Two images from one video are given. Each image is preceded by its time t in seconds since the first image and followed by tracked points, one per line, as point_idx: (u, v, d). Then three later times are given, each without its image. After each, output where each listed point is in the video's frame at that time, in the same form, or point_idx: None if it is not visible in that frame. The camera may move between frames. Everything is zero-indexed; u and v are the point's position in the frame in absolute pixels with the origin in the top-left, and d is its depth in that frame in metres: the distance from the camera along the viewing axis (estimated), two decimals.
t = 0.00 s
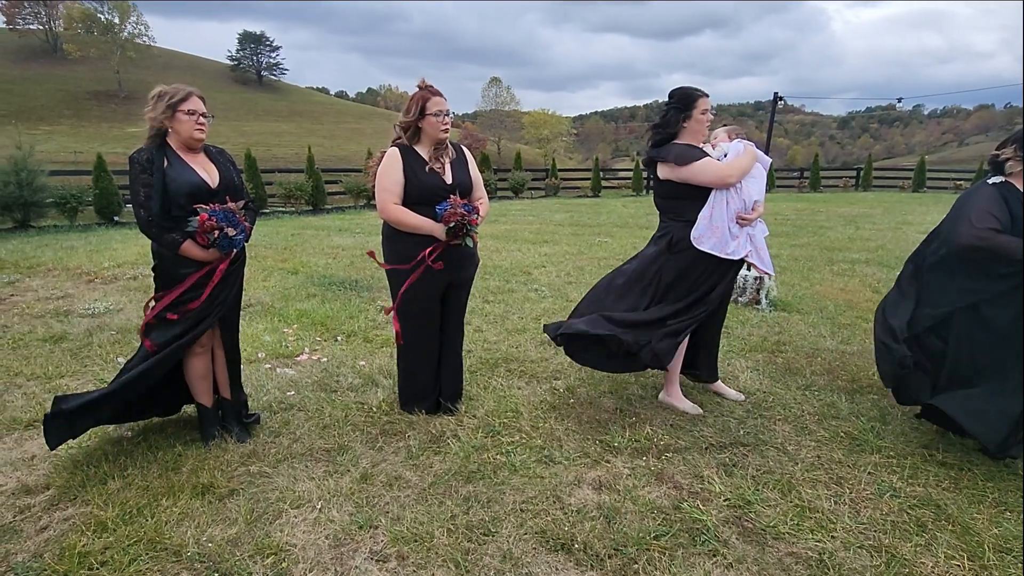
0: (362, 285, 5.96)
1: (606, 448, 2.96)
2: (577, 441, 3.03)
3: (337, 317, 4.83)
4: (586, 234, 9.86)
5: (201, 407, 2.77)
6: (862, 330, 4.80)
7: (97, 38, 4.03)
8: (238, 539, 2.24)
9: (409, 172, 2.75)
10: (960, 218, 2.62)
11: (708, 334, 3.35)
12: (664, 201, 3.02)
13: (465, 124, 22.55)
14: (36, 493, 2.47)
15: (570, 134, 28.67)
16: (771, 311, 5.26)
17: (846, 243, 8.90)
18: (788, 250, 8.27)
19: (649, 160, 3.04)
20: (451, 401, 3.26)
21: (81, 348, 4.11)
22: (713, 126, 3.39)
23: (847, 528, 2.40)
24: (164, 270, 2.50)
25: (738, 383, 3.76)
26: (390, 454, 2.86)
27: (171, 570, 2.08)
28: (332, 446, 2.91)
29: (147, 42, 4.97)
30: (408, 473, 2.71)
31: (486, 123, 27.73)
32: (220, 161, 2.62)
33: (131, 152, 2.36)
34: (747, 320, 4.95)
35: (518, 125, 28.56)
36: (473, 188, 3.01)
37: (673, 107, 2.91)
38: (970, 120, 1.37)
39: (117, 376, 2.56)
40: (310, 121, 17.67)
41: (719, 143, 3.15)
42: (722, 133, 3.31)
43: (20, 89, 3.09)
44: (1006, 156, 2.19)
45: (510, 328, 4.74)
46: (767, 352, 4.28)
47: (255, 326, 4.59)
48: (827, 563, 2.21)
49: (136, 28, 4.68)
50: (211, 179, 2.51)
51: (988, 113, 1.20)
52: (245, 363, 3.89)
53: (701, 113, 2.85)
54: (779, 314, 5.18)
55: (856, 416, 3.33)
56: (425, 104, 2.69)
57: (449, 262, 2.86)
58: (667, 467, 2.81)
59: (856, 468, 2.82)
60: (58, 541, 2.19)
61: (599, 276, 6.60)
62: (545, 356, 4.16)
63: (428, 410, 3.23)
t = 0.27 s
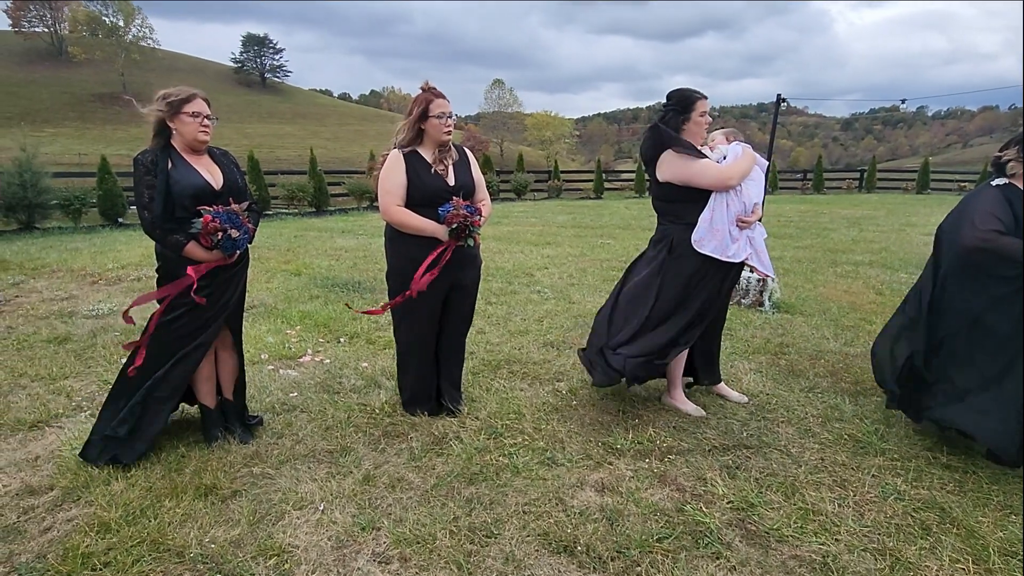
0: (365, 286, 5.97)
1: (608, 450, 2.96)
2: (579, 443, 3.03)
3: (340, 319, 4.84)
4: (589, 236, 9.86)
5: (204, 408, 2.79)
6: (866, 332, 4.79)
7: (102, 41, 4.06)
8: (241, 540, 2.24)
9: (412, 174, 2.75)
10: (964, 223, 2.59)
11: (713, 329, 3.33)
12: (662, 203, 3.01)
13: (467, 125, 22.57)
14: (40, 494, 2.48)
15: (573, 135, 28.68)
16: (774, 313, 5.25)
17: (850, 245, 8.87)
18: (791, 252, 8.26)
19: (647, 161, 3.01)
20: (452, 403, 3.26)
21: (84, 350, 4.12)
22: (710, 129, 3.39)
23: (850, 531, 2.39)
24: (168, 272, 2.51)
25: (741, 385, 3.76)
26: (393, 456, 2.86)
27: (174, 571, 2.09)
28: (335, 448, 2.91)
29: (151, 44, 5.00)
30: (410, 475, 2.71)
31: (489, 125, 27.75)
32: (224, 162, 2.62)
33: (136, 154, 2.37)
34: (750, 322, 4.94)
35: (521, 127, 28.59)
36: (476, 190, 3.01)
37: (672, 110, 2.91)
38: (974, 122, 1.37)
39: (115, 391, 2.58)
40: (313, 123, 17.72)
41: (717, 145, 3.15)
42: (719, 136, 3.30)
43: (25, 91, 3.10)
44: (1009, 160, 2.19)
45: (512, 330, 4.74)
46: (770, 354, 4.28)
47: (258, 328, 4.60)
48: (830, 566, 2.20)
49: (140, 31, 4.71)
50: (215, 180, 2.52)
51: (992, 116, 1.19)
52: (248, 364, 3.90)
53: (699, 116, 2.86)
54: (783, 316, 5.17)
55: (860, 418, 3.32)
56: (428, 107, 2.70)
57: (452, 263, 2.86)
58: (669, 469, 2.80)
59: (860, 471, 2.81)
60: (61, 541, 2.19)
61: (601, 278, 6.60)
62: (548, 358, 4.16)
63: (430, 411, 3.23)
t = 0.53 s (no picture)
0: (367, 288, 5.98)
1: (610, 452, 2.96)
2: (581, 445, 3.03)
3: (342, 320, 4.85)
4: (591, 238, 9.86)
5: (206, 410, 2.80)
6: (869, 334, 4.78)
7: (106, 43, 4.08)
8: (243, 541, 2.25)
9: (414, 176, 2.76)
10: (964, 225, 2.60)
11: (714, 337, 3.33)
12: (663, 206, 3.00)
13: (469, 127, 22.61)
14: (43, 494, 2.49)
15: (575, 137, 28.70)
16: (776, 315, 5.25)
17: (853, 247, 8.86)
18: (794, 254, 8.25)
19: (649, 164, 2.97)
20: (454, 405, 3.27)
21: (87, 351, 4.13)
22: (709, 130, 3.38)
23: (852, 533, 2.39)
24: (170, 274, 2.52)
25: (743, 387, 3.75)
26: (395, 457, 2.87)
27: (176, 572, 2.09)
28: (337, 449, 2.91)
29: (155, 47, 5.02)
30: (412, 476, 2.71)
31: (491, 127, 27.78)
32: (227, 164, 2.63)
33: (138, 156, 2.38)
34: (753, 324, 4.94)
35: (523, 129, 28.62)
36: (478, 192, 3.02)
37: (672, 111, 2.89)
38: (977, 124, 1.38)
39: (109, 391, 2.60)
40: (316, 125, 17.77)
41: (716, 148, 3.15)
42: (719, 139, 3.30)
43: (30, 94, 3.12)
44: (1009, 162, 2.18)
45: (514, 331, 4.74)
46: (773, 356, 4.27)
47: (260, 329, 4.60)
48: (832, 568, 2.19)
49: (144, 33, 4.73)
50: (218, 182, 2.52)
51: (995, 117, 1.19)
52: (250, 365, 3.91)
53: (700, 117, 2.87)
54: (785, 318, 5.16)
55: (863, 421, 3.31)
56: (431, 109, 2.71)
57: (454, 265, 2.87)
58: (671, 471, 2.80)
59: (863, 474, 2.81)
60: (64, 542, 2.20)
61: (603, 279, 6.60)
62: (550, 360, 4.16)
63: (431, 413, 3.24)
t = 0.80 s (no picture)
0: (367, 289, 5.98)
1: (611, 454, 2.96)
2: (582, 446, 3.02)
3: (342, 322, 4.84)
4: (591, 239, 9.86)
5: (206, 413, 2.79)
6: (870, 335, 4.77)
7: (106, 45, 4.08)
8: (243, 543, 2.24)
9: (415, 178, 2.76)
10: (965, 225, 2.59)
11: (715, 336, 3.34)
12: (664, 207, 3.00)
13: (470, 129, 22.62)
14: (43, 496, 2.49)
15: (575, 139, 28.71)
16: (777, 316, 5.25)
17: (853, 248, 8.86)
18: (794, 255, 8.25)
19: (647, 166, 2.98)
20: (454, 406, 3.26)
21: (87, 353, 4.13)
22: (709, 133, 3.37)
23: (853, 535, 2.38)
24: (170, 276, 2.51)
25: (744, 389, 3.75)
26: (395, 459, 2.86)
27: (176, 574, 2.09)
28: (337, 451, 2.91)
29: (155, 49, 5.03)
30: (412, 478, 2.71)
31: (491, 128, 27.80)
32: (226, 166, 2.63)
33: (138, 158, 2.36)
34: (753, 326, 4.93)
35: (523, 130, 28.64)
36: (478, 194, 3.02)
37: (671, 113, 2.90)
38: (978, 124, 1.38)
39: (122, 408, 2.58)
40: (316, 127, 17.78)
41: (716, 149, 3.14)
42: (719, 139, 3.30)
43: (29, 96, 3.12)
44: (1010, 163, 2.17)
45: (514, 333, 4.74)
46: (773, 357, 4.27)
47: (260, 331, 4.60)
48: (833, 570, 2.19)
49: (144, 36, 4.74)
50: (218, 184, 2.53)
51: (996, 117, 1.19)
52: (250, 367, 3.90)
53: (699, 119, 2.87)
54: (785, 319, 5.16)
55: (864, 422, 3.31)
56: (432, 111, 2.71)
57: (455, 267, 2.87)
58: (672, 472, 2.80)
59: (864, 475, 2.80)
60: (63, 544, 2.20)
61: (604, 281, 6.60)
62: (550, 361, 4.16)
63: (432, 415, 3.23)
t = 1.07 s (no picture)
0: (366, 291, 5.98)
1: (609, 455, 2.96)
2: (580, 447, 3.02)
3: (340, 323, 4.84)
4: (590, 240, 9.86)
5: (205, 413, 2.79)
6: (868, 336, 4.78)
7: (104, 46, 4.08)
8: (241, 545, 2.24)
9: (414, 178, 2.76)
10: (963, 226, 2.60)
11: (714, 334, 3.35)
12: (664, 207, 3.00)
13: (468, 130, 22.63)
14: (41, 498, 2.48)
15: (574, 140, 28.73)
16: (775, 317, 5.25)
17: (851, 249, 8.88)
18: (793, 256, 8.26)
19: (648, 166, 3.00)
20: (453, 407, 3.26)
21: (85, 354, 4.12)
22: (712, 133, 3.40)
23: (852, 535, 2.38)
24: (170, 278, 2.51)
25: (743, 389, 3.75)
26: (394, 460, 2.86)
27: None
28: (335, 452, 2.90)
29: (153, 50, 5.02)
30: (411, 480, 2.71)
31: (490, 129, 27.80)
32: (225, 167, 2.63)
33: (137, 159, 2.36)
34: (752, 327, 4.94)
35: (522, 131, 28.65)
36: (477, 195, 3.02)
37: (672, 113, 2.91)
38: (975, 127, 1.38)
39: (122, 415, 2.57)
40: (314, 128, 17.77)
41: (719, 150, 3.15)
42: (721, 140, 3.31)
43: (27, 97, 3.12)
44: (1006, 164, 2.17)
45: (513, 334, 4.74)
46: (771, 358, 4.27)
47: (259, 332, 4.60)
48: (832, 571, 2.19)
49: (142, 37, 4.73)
50: (216, 185, 2.53)
51: (994, 118, 1.19)
52: (249, 368, 3.90)
53: (701, 119, 2.87)
54: (784, 320, 5.17)
55: (862, 422, 3.31)
56: (430, 112, 2.71)
57: (453, 268, 2.87)
58: (671, 473, 2.80)
59: (862, 475, 2.81)
60: (61, 546, 2.19)
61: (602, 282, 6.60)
62: (549, 362, 4.16)
63: (431, 416, 3.23)
